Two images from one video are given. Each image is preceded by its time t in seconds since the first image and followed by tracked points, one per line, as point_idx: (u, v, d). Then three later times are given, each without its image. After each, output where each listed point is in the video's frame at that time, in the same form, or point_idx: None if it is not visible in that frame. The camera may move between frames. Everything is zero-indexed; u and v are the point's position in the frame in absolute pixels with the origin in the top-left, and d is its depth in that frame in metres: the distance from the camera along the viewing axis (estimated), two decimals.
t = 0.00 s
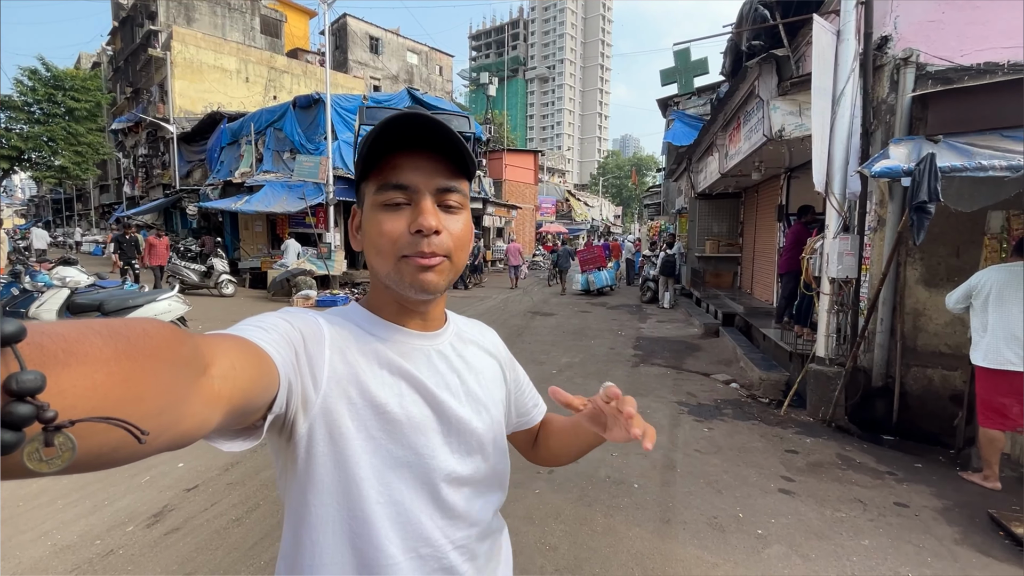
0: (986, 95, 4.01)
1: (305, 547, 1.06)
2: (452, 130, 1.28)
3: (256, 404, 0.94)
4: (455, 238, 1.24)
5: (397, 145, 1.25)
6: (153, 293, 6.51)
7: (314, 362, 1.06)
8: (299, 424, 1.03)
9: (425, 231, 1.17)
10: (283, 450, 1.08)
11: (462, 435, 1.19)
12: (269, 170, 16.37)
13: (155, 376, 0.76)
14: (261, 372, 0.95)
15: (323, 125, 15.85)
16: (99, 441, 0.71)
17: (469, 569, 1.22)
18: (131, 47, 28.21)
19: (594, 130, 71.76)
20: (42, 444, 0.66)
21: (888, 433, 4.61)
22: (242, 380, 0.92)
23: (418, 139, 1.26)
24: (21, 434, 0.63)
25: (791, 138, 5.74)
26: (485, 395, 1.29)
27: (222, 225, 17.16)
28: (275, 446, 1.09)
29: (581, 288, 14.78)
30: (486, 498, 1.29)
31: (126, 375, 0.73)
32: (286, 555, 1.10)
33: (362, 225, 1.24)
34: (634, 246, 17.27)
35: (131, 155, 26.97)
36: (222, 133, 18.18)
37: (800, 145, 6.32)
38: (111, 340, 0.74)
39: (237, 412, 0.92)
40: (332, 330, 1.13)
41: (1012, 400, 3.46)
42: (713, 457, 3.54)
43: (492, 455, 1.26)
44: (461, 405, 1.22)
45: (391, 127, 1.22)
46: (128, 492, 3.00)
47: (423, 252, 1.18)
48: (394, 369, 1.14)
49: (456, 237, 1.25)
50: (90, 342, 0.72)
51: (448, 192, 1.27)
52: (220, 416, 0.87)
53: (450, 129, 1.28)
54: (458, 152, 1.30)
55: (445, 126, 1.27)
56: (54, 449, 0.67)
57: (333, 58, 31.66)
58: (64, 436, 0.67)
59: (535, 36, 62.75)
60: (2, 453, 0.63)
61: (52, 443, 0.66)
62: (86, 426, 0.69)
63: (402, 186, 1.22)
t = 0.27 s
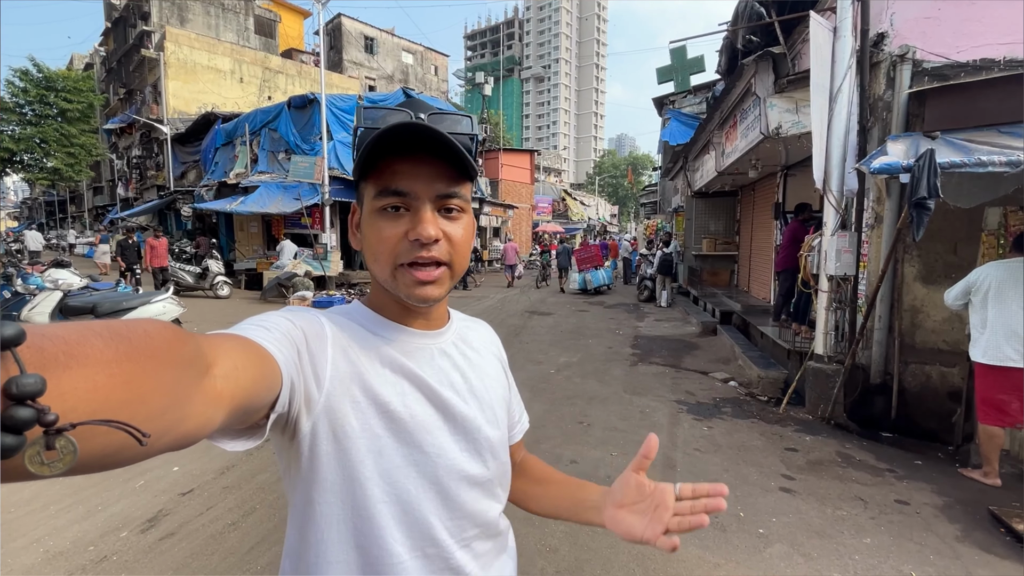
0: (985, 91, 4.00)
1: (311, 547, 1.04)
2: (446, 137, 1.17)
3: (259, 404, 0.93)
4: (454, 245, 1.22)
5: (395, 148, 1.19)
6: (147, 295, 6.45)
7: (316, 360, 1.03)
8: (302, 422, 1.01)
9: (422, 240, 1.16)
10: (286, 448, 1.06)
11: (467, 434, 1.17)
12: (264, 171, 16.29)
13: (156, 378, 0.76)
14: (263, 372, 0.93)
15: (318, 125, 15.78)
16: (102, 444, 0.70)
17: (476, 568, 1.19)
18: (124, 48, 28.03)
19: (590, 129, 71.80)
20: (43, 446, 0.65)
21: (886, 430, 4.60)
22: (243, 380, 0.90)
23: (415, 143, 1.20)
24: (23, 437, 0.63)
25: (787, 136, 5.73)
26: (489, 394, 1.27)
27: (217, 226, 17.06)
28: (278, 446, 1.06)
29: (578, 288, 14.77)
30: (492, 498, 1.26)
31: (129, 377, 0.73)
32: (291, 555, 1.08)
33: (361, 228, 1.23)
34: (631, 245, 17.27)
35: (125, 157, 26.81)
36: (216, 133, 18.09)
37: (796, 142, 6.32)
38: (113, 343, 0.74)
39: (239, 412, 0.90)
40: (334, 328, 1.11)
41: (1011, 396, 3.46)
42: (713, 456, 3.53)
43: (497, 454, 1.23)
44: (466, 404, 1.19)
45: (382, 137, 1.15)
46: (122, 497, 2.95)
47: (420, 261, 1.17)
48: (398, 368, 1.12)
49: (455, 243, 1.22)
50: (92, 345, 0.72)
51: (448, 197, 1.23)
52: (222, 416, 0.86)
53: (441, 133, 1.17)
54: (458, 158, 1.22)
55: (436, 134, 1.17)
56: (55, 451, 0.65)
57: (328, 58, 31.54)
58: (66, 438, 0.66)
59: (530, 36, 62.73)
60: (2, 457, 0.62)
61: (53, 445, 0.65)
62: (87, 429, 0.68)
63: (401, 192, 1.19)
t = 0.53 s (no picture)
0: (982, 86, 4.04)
1: (313, 547, 1.02)
2: (450, 141, 1.14)
3: (262, 404, 0.90)
4: (459, 249, 1.19)
5: (400, 153, 1.17)
6: (141, 298, 6.39)
7: (322, 361, 1.00)
8: (307, 423, 0.98)
9: (428, 244, 1.13)
10: (290, 449, 1.03)
11: (470, 436, 1.15)
12: (260, 172, 16.22)
13: (162, 374, 0.74)
14: (269, 373, 0.91)
15: (313, 125, 15.71)
16: (104, 440, 0.68)
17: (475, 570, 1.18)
18: (116, 49, 27.87)
19: (585, 128, 71.87)
20: (47, 441, 0.63)
21: (885, 427, 4.60)
22: (249, 380, 0.88)
23: (418, 148, 1.17)
24: (26, 431, 0.61)
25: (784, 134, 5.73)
26: (492, 397, 1.25)
27: (212, 227, 16.98)
28: (282, 445, 1.04)
29: (575, 287, 14.77)
30: (491, 500, 1.25)
31: (134, 373, 0.71)
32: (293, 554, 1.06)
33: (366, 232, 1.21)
34: (627, 244, 17.28)
35: (119, 158, 26.66)
36: (210, 134, 17.98)
37: (793, 140, 6.31)
38: (120, 338, 0.72)
39: (243, 411, 0.88)
40: (340, 329, 1.08)
41: (1011, 393, 3.46)
42: (713, 456, 3.51)
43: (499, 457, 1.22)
44: (469, 407, 1.17)
45: (386, 142, 1.12)
46: (114, 504, 2.91)
47: (426, 263, 1.14)
48: (403, 370, 1.09)
49: (460, 246, 1.20)
50: (99, 340, 0.70)
51: (453, 200, 1.21)
52: (227, 414, 0.83)
53: (442, 138, 1.14)
54: (464, 163, 1.19)
55: (441, 141, 1.14)
56: (59, 446, 0.64)
57: (323, 57, 31.43)
58: (69, 433, 0.64)
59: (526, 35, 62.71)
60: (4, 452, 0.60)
61: (56, 440, 0.63)
62: (91, 424, 0.66)
63: (405, 195, 1.16)
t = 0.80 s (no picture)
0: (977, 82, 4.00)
1: (300, 544, 1.01)
2: (451, 141, 1.13)
3: (252, 401, 0.88)
4: (456, 246, 1.15)
5: (400, 151, 1.14)
6: (133, 300, 6.32)
7: (314, 358, 0.99)
8: (297, 422, 0.96)
9: (424, 240, 1.09)
10: (280, 447, 1.02)
11: (461, 435, 1.13)
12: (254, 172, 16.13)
13: (153, 369, 0.71)
14: (260, 370, 0.88)
15: (308, 125, 15.62)
16: (92, 434, 0.65)
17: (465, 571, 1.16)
18: (109, 49, 27.68)
19: (581, 127, 71.89)
20: (34, 435, 0.61)
21: (883, 425, 4.59)
22: (239, 377, 0.85)
23: (419, 146, 1.15)
24: (15, 423, 0.59)
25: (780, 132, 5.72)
26: (486, 395, 1.22)
27: (206, 228, 16.87)
28: (272, 443, 1.02)
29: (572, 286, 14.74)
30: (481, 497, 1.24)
31: (124, 367, 0.68)
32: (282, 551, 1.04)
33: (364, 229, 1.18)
34: (624, 243, 17.26)
35: (112, 159, 26.48)
36: (204, 134, 17.86)
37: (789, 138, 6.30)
38: (111, 333, 0.69)
39: (233, 408, 0.85)
40: (334, 326, 1.06)
41: (1009, 390, 3.45)
42: (711, 456, 3.50)
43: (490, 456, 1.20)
44: (461, 405, 1.15)
45: (389, 138, 1.11)
46: (103, 510, 2.86)
47: (422, 260, 1.10)
48: (394, 368, 1.08)
49: (457, 245, 1.16)
50: (89, 334, 0.67)
51: (452, 199, 1.17)
52: (216, 411, 0.81)
53: (445, 137, 1.12)
54: (464, 163, 1.17)
55: (442, 139, 1.13)
56: (47, 440, 0.62)
57: (317, 57, 31.29)
58: (57, 428, 0.62)
59: (521, 34, 62.61)
60: None
61: (44, 433, 0.61)
62: (81, 418, 0.64)
63: (404, 192, 1.14)
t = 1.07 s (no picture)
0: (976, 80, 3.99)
1: (301, 546, 0.98)
2: (450, 137, 1.10)
3: (253, 403, 0.84)
4: (454, 244, 1.12)
5: (397, 147, 1.11)
6: (126, 301, 6.26)
7: (313, 358, 0.95)
8: (296, 422, 0.93)
9: (423, 239, 1.07)
10: (280, 447, 0.99)
11: (463, 434, 1.10)
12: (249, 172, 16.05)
13: (152, 371, 0.68)
14: (261, 371, 0.85)
15: (303, 125, 15.55)
16: (93, 437, 0.64)
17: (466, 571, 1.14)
18: (102, 48, 27.48)
19: (577, 127, 71.88)
20: (36, 438, 0.59)
21: (881, 424, 4.58)
22: (240, 377, 0.81)
23: (416, 143, 1.11)
24: (14, 428, 0.57)
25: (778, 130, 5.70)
26: (488, 393, 1.20)
27: (201, 229, 16.77)
28: (271, 444, 0.99)
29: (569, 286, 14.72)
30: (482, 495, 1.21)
31: (122, 368, 0.66)
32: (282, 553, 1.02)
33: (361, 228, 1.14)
34: (621, 243, 17.24)
35: (105, 159, 26.30)
36: (199, 134, 17.75)
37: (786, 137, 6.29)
38: (110, 335, 0.67)
39: (232, 411, 0.82)
40: (333, 326, 1.03)
41: (1009, 389, 3.44)
42: (711, 456, 3.47)
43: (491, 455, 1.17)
44: (464, 404, 1.12)
45: (384, 133, 1.07)
46: (94, 516, 2.82)
47: (420, 260, 1.07)
48: (395, 368, 1.05)
49: (455, 243, 1.13)
50: (87, 336, 0.65)
51: (449, 196, 1.14)
52: (216, 413, 0.77)
53: (444, 133, 1.09)
54: (461, 159, 1.14)
55: (439, 135, 1.09)
56: (49, 442, 0.60)
57: (313, 56, 31.16)
58: (59, 430, 0.60)
59: (517, 33, 62.53)
60: None
61: (46, 437, 0.59)
62: (82, 420, 0.62)
63: (401, 190, 1.10)
